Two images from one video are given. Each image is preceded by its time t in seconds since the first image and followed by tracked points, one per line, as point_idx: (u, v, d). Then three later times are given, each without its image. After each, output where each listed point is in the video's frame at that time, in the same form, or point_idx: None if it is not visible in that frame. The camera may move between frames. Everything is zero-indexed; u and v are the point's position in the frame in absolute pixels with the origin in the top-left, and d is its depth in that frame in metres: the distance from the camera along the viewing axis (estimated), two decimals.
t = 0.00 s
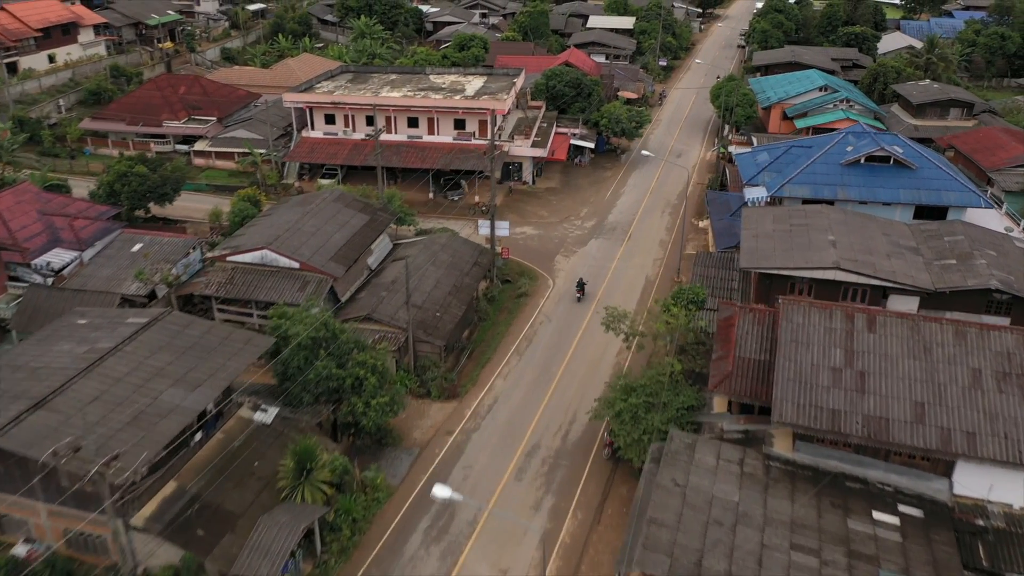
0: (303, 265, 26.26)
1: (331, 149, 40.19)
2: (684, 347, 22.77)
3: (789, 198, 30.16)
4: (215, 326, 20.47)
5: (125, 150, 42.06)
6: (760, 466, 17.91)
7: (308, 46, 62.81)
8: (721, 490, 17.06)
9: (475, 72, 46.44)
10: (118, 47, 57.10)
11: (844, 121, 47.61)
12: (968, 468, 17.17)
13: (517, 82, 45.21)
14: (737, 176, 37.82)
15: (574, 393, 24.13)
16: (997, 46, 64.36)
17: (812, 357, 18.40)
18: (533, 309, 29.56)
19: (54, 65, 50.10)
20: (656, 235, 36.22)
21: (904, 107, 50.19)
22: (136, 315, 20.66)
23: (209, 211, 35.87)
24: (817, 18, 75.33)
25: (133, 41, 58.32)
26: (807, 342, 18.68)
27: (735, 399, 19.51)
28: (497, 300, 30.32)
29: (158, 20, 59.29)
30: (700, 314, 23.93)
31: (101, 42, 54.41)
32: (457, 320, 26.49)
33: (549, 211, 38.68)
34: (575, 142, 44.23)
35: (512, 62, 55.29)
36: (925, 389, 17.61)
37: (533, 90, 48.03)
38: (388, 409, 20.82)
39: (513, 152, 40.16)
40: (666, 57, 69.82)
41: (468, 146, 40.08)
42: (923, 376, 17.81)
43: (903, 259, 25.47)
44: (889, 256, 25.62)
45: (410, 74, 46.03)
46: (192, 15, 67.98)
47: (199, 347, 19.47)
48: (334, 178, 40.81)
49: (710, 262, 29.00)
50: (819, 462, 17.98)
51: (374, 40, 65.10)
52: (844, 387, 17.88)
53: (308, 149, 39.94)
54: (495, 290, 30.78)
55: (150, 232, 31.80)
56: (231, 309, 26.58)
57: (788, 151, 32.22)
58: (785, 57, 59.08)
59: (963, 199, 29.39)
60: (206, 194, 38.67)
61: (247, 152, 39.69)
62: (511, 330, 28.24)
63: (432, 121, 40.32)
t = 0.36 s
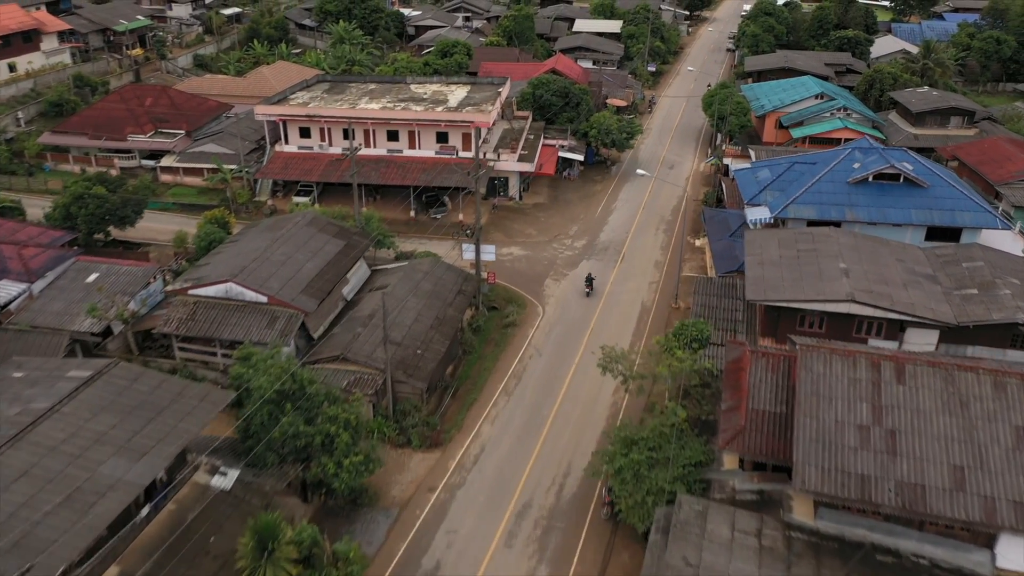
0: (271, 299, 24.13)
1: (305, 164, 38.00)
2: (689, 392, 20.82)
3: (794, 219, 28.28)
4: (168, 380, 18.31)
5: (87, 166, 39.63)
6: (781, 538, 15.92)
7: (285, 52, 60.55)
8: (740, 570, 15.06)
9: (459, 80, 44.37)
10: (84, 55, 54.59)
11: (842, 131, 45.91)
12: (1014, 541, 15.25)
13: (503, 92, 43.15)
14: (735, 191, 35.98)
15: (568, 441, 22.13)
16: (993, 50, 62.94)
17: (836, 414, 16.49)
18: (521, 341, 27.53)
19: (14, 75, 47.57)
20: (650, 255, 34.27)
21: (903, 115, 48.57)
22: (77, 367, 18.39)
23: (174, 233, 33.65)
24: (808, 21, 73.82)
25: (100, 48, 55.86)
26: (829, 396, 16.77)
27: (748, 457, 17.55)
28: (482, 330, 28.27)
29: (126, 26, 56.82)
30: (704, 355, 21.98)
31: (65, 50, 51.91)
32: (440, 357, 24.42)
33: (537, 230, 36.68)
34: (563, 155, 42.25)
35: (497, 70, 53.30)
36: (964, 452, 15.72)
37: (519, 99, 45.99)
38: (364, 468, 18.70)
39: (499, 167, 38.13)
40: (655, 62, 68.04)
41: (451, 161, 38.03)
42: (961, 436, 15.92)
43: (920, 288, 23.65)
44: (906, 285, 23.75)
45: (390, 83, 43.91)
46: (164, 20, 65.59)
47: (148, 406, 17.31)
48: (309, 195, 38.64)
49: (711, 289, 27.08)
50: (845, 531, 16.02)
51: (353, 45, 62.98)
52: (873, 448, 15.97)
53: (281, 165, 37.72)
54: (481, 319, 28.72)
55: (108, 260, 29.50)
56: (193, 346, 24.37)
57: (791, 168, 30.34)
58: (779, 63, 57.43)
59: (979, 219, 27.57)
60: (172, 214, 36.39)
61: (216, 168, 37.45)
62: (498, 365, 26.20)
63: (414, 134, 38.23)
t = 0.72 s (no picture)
0: (235, 341, 21.92)
1: (278, 182, 35.76)
2: (698, 447, 18.77)
3: (802, 245, 26.37)
4: (110, 450, 16.08)
5: (46, 185, 37.18)
6: None
7: (261, 59, 58.18)
8: None
9: (442, 90, 42.22)
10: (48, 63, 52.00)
11: (841, 141, 44.18)
12: None
13: (488, 103, 41.07)
14: (734, 209, 34.03)
15: (564, 500, 20.03)
16: (989, 54, 61.45)
17: (872, 488, 14.51)
18: (511, 379, 25.43)
19: None
20: (647, 279, 32.22)
21: (903, 124, 46.88)
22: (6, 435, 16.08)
23: (137, 259, 31.36)
24: (799, 25, 72.24)
25: (65, 56, 53.27)
26: (863, 466, 14.81)
27: (770, 534, 15.47)
28: (468, 366, 26.15)
29: (93, 32, 54.27)
30: (713, 402, 19.95)
31: (27, 59, 49.34)
32: (423, 402, 22.25)
33: (526, 250, 34.55)
34: (553, 169, 40.18)
35: (481, 78, 51.20)
36: (1020, 533, 13.74)
37: (505, 110, 43.91)
38: (337, 545, 16.51)
39: (485, 184, 36.01)
40: (644, 68, 66.19)
41: (434, 178, 35.87)
42: (1016, 514, 13.96)
43: (945, 324, 21.74)
44: (930, 320, 21.85)
45: (369, 95, 41.74)
46: (134, 26, 63.01)
47: (85, 484, 15.12)
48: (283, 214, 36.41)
49: (716, 322, 25.06)
50: None
51: (332, 52, 60.75)
52: (916, 529, 13.97)
53: (253, 184, 35.48)
54: (467, 354, 26.61)
55: (61, 292, 27.15)
56: (149, 394, 22.02)
57: (797, 188, 28.44)
58: (773, 69, 55.65)
59: (1000, 243, 25.77)
60: (135, 237, 34.01)
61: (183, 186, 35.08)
62: (487, 408, 24.08)
63: (394, 149, 36.05)
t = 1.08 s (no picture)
0: (194, 394, 19.66)
1: (250, 203, 33.41)
2: (716, 518, 16.65)
3: (815, 275, 24.38)
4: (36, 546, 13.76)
5: None
6: None
7: (235, 67, 55.69)
8: None
9: (424, 102, 40.01)
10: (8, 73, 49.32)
11: (842, 153, 42.33)
12: None
13: (474, 115, 38.88)
14: (736, 230, 32.03)
15: None
16: (988, 59, 59.88)
17: None
18: (502, 426, 23.28)
19: None
20: (645, 306, 30.14)
21: (905, 134, 45.14)
22: None
23: (95, 290, 28.99)
24: (791, 28, 70.47)
25: (28, 65, 50.61)
26: (913, 560, 12.85)
27: None
28: (455, 410, 23.94)
29: (57, 40, 51.60)
30: (729, 464, 17.88)
31: None
32: (405, 459, 20.01)
33: (515, 275, 32.36)
34: (542, 185, 38.03)
35: (466, 87, 49.06)
36: None
37: (491, 122, 41.72)
38: None
39: (471, 204, 33.83)
40: (634, 74, 64.24)
41: (417, 198, 33.65)
42: None
43: (979, 368, 19.76)
44: (962, 364, 19.89)
45: (348, 107, 39.49)
46: (102, 32, 60.36)
47: None
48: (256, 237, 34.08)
49: (723, 361, 23.02)
50: None
51: (310, 59, 58.35)
52: None
53: (222, 205, 33.14)
54: (453, 396, 24.39)
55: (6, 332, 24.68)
56: (98, 455, 19.65)
57: (807, 212, 26.44)
58: (768, 76, 53.84)
59: None
60: (95, 264, 31.57)
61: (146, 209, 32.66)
62: (476, 460, 21.91)
63: (374, 167, 33.81)
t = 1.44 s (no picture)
0: (144, 465, 17.33)
1: (218, 228, 31.01)
2: None
3: (833, 312, 22.35)
4: None
5: None
6: None
7: (208, 76, 53.20)
8: None
9: (406, 115, 37.79)
10: None
11: (845, 167, 40.47)
12: None
13: (459, 130, 36.67)
14: (741, 254, 30.02)
15: None
16: (987, 65, 58.29)
17: None
18: (493, 483, 21.09)
19: None
20: (644, 339, 28.04)
21: (909, 145, 43.37)
22: None
23: (47, 328, 26.58)
24: (784, 32, 68.71)
25: None
26: None
27: None
28: (440, 464, 21.70)
29: (18, 48, 48.94)
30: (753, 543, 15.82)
31: None
32: (384, 532, 17.74)
33: (505, 304, 30.19)
34: (532, 204, 35.89)
35: (450, 98, 47.00)
36: None
37: (477, 136, 39.52)
38: None
39: (456, 227, 31.62)
40: (624, 81, 62.26)
41: (398, 221, 31.40)
42: None
43: None
44: (1006, 419, 17.88)
45: (325, 122, 37.20)
46: (69, 39, 57.73)
47: None
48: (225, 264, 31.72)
49: (736, 409, 20.94)
50: None
51: (287, 67, 55.97)
52: None
53: (188, 231, 30.76)
54: (439, 447, 22.15)
55: None
56: (35, 534, 17.27)
57: (821, 239, 24.42)
58: (764, 83, 52.01)
59: None
60: (48, 296, 29.11)
61: (105, 235, 30.23)
62: (465, 526, 19.71)
63: (352, 188, 31.54)
